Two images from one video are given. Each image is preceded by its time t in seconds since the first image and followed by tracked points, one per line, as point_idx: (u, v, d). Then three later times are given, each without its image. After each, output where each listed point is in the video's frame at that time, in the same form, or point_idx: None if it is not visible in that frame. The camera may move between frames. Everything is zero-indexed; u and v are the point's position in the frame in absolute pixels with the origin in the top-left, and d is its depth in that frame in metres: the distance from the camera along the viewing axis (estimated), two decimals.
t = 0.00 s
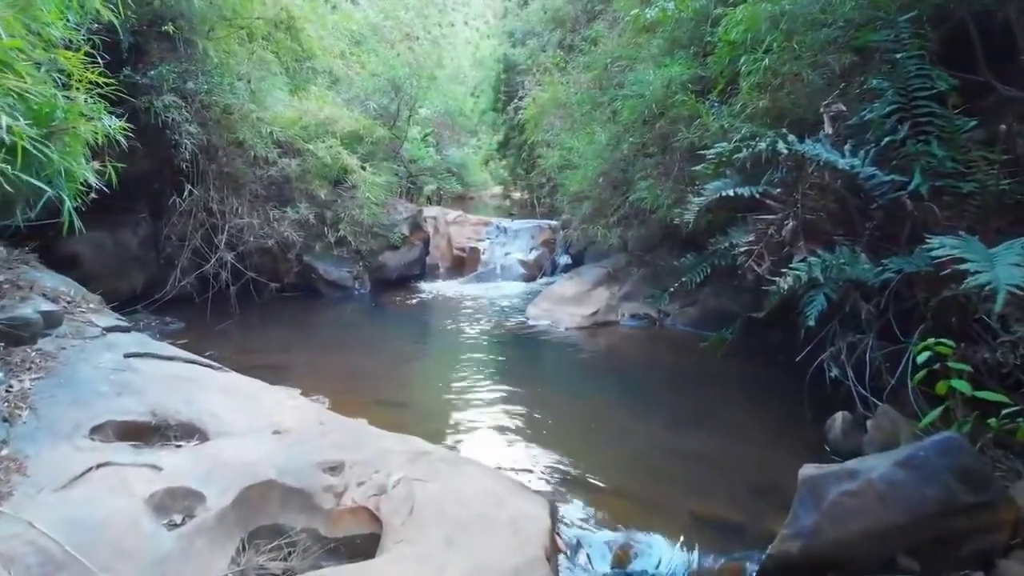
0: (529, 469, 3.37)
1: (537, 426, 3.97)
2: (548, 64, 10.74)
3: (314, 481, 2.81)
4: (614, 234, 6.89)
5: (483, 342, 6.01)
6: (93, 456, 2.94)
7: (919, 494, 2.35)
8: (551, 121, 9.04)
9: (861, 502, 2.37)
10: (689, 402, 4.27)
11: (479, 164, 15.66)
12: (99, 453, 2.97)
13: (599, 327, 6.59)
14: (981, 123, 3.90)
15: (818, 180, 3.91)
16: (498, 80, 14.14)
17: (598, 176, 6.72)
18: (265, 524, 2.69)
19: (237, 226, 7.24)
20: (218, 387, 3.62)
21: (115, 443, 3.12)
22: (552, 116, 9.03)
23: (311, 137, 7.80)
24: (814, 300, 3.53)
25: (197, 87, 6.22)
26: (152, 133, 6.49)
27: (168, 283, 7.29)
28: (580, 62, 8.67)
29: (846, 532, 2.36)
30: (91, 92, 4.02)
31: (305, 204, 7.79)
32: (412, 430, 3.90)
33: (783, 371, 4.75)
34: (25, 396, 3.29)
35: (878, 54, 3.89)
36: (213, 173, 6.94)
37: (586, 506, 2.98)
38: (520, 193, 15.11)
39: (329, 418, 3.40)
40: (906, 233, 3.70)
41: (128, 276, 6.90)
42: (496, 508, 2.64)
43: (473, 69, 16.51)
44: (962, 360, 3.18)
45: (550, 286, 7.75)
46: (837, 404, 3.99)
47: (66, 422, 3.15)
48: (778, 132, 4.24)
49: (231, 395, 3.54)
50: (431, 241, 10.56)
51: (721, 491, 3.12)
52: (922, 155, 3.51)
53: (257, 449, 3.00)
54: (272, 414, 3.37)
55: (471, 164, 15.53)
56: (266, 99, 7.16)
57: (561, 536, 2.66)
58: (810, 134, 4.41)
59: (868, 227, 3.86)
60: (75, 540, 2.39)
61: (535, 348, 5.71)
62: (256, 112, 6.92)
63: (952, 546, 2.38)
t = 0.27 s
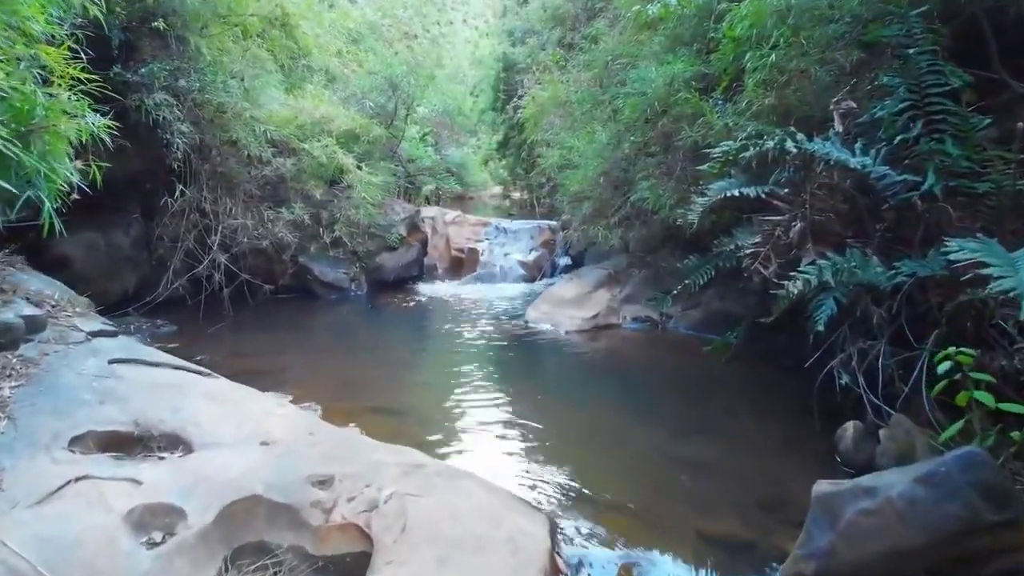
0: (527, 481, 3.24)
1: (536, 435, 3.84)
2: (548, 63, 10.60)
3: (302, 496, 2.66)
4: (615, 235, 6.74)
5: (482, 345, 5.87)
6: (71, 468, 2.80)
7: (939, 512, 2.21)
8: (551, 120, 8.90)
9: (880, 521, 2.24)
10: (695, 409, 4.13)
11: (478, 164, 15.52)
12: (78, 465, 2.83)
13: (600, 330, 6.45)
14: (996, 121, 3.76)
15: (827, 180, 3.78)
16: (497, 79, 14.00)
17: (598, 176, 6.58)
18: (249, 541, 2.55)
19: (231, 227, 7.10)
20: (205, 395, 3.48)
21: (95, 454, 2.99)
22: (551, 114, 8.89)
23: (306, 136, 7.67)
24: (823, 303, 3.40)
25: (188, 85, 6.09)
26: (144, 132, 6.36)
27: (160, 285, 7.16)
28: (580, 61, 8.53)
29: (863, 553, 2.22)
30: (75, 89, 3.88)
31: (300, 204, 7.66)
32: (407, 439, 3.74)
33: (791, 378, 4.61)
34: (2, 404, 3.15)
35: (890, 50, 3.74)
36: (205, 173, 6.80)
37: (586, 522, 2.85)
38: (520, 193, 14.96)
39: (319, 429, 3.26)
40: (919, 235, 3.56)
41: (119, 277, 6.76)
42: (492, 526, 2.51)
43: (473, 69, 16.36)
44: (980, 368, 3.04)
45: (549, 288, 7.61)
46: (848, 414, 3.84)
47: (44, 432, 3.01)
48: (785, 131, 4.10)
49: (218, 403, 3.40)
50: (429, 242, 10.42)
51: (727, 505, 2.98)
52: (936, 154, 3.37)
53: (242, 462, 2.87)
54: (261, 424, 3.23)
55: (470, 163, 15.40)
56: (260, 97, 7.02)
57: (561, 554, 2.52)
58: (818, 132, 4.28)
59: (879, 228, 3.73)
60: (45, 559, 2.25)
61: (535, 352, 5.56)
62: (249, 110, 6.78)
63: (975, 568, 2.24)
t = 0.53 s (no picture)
0: (526, 495, 3.10)
1: (536, 445, 3.70)
2: (548, 61, 10.45)
3: (289, 513, 2.52)
4: (616, 236, 6.61)
5: (480, 349, 5.73)
6: (46, 482, 2.65)
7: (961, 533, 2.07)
8: (550, 119, 8.75)
9: (901, 542, 2.10)
10: (701, 418, 3.99)
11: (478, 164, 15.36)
12: (54, 479, 2.69)
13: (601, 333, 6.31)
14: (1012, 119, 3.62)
15: (837, 180, 3.64)
16: (497, 78, 13.85)
17: (599, 176, 6.44)
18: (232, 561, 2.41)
19: (224, 228, 6.96)
20: (191, 405, 3.34)
21: (74, 467, 2.84)
22: (551, 113, 8.74)
23: (301, 135, 7.52)
24: (834, 308, 3.28)
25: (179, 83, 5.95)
26: (135, 131, 6.23)
27: (152, 287, 7.04)
28: (580, 59, 8.39)
29: None
30: (57, 86, 3.75)
31: (295, 204, 7.53)
32: (402, 449, 3.60)
33: (800, 386, 4.46)
34: None
35: (902, 45, 3.59)
36: (199, 172, 6.67)
37: (587, 539, 2.71)
38: (520, 193, 14.80)
39: (309, 440, 3.12)
40: (933, 237, 3.43)
41: (110, 279, 6.63)
42: (487, 546, 2.37)
43: (473, 69, 16.22)
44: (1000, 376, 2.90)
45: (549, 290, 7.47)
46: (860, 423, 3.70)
47: (19, 444, 2.87)
48: (794, 129, 3.96)
49: (205, 413, 3.27)
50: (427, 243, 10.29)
51: (735, 521, 2.84)
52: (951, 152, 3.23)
53: (227, 475, 2.73)
54: (248, 435, 3.09)
55: (470, 163, 15.25)
56: (254, 95, 6.88)
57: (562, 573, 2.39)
58: (826, 130, 4.14)
59: (891, 230, 3.59)
60: None
61: (535, 356, 5.42)
62: (243, 108, 6.64)
63: None
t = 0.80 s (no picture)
0: (525, 509, 2.96)
1: (536, 454, 3.56)
2: (548, 59, 10.30)
3: (273, 532, 2.38)
4: (617, 237, 6.47)
5: (479, 353, 5.58)
6: (21, 496, 2.50)
7: (990, 558, 1.93)
8: (550, 118, 8.61)
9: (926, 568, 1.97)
10: (707, 427, 3.84)
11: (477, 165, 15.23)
12: (29, 493, 2.53)
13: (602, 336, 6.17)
14: None
15: (848, 180, 3.50)
16: (496, 77, 13.71)
17: (600, 175, 6.31)
18: None
19: (218, 228, 6.81)
20: (177, 415, 3.20)
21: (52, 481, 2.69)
22: (551, 112, 8.60)
23: (295, 134, 7.38)
24: (846, 312, 3.15)
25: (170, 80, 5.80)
26: (126, 130, 6.09)
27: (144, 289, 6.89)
28: (581, 57, 8.25)
29: None
30: (38, 83, 3.62)
31: (290, 204, 7.40)
32: (397, 459, 3.46)
33: (810, 394, 4.31)
34: None
35: (916, 40, 3.44)
36: (192, 172, 6.53)
37: (589, 558, 2.56)
38: (520, 194, 14.65)
39: (298, 452, 2.98)
40: (949, 239, 3.29)
41: (102, 281, 6.50)
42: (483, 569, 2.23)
43: (472, 68, 16.08)
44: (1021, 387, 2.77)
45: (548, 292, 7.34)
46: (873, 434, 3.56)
47: None
48: (803, 127, 3.81)
49: (191, 424, 3.13)
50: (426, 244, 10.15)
51: (744, 539, 2.71)
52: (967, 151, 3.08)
53: (210, 491, 2.59)
54: (236, 446, 2.95)
55: (469, 164, 15.11)
56: (248, 94, 6.74)
57: None
58: (836, 128, 4.00)
59: (904, 232, 3.46)
60: None
61: (536, 361, 5.28)
62: (236, 107, 6.50)
63: None
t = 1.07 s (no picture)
0: (527, 526, 2.83)
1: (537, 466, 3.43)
2: (547, 58, 10.16)
3: (259, 554, 2.24)
4: (619, 238, 6.34)
5: (478, 358, 5.45)
6: None
7: None
8: (550, 117, 8.46)
9: None
10: (714, 437, 3.72)
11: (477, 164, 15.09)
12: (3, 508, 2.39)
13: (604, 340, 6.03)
14: None
15: (860, 180, 3.37)
16: (495, 76, 13.55)
17: (600, 175, 6.17)
18: None
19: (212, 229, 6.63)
20: (162, 426, 3.06)
21: (27, 496, 2.54)
22: (551, 111, 8.46)
23: (289, 133, 7.25)
24: (858, 317, 2.98)
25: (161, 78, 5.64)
26: (117, 129, 5.94)
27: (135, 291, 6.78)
28: (581, 54, 8.11)
29: None
30: (18, 79, 3.48)
31: (285, 205, 7.26)
32: (392, 471, 3.33)
33: (819, 403, 4.17)
34: None
35: (931, 35, 3.32)
36: (185, 173, 6.37)
37: None
38: (520, 193, 14.52)
39: (287, 465, 2.85)
40: (966, 243, 3.16)
41: (92, 283, 6.36)
42: None
43: (472, 67, 15.93)
44: None
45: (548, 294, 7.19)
46: (886, 445, 3.43)
47: None
48: (813, 124, 3.68)
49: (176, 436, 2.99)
50: (424, 244, 10.02)
51: (756, 558, 2.58)
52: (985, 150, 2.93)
53: (194, 506, 2.46)
54: (222, 460, 2.82)
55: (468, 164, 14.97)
56: (242, 92, 6.60)
57: None
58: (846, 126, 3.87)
59: (919, 235, 3.33)
60: None
61: (536, 366, 5.15)
62: (229, 105, 6.36)
63: None
